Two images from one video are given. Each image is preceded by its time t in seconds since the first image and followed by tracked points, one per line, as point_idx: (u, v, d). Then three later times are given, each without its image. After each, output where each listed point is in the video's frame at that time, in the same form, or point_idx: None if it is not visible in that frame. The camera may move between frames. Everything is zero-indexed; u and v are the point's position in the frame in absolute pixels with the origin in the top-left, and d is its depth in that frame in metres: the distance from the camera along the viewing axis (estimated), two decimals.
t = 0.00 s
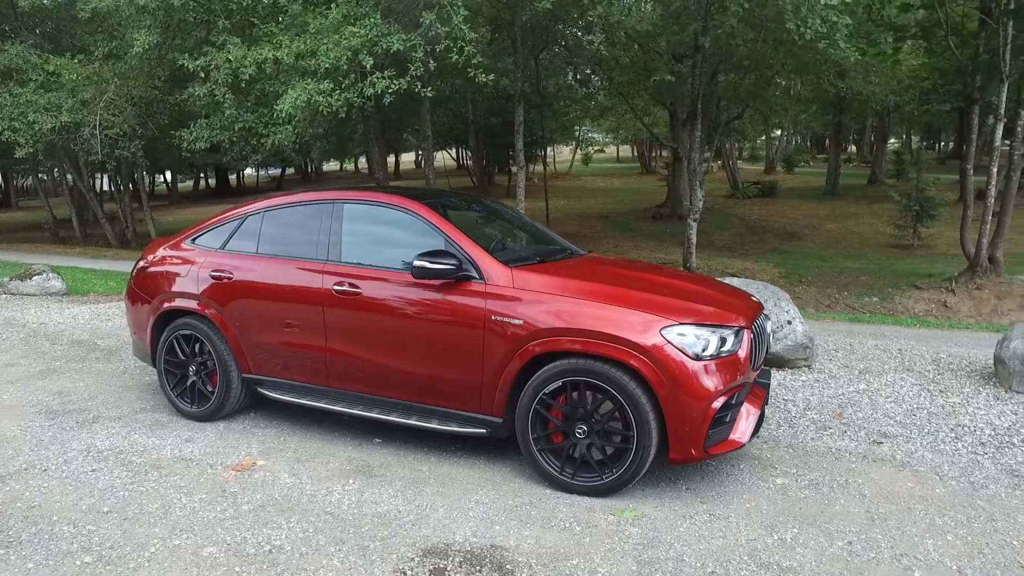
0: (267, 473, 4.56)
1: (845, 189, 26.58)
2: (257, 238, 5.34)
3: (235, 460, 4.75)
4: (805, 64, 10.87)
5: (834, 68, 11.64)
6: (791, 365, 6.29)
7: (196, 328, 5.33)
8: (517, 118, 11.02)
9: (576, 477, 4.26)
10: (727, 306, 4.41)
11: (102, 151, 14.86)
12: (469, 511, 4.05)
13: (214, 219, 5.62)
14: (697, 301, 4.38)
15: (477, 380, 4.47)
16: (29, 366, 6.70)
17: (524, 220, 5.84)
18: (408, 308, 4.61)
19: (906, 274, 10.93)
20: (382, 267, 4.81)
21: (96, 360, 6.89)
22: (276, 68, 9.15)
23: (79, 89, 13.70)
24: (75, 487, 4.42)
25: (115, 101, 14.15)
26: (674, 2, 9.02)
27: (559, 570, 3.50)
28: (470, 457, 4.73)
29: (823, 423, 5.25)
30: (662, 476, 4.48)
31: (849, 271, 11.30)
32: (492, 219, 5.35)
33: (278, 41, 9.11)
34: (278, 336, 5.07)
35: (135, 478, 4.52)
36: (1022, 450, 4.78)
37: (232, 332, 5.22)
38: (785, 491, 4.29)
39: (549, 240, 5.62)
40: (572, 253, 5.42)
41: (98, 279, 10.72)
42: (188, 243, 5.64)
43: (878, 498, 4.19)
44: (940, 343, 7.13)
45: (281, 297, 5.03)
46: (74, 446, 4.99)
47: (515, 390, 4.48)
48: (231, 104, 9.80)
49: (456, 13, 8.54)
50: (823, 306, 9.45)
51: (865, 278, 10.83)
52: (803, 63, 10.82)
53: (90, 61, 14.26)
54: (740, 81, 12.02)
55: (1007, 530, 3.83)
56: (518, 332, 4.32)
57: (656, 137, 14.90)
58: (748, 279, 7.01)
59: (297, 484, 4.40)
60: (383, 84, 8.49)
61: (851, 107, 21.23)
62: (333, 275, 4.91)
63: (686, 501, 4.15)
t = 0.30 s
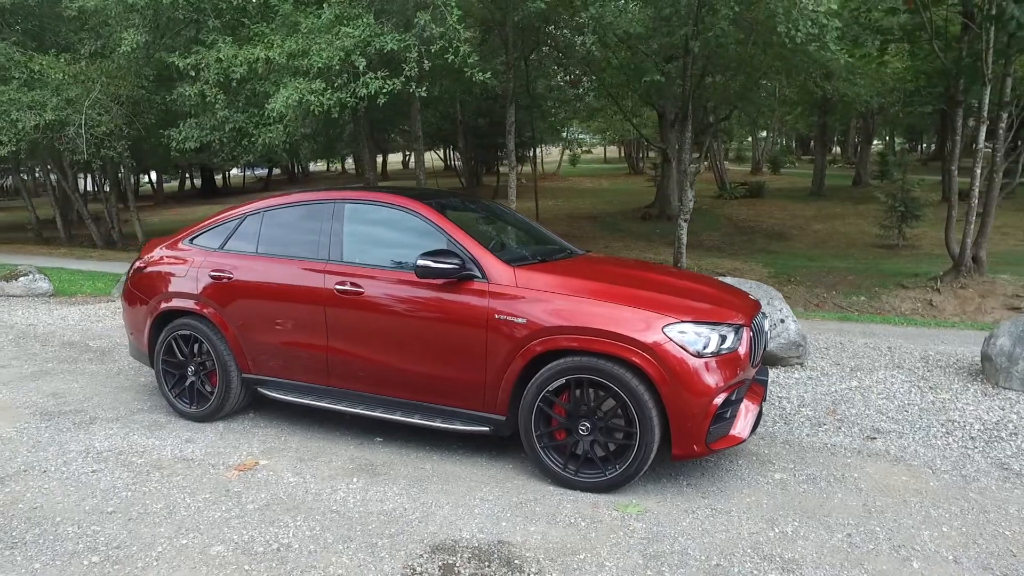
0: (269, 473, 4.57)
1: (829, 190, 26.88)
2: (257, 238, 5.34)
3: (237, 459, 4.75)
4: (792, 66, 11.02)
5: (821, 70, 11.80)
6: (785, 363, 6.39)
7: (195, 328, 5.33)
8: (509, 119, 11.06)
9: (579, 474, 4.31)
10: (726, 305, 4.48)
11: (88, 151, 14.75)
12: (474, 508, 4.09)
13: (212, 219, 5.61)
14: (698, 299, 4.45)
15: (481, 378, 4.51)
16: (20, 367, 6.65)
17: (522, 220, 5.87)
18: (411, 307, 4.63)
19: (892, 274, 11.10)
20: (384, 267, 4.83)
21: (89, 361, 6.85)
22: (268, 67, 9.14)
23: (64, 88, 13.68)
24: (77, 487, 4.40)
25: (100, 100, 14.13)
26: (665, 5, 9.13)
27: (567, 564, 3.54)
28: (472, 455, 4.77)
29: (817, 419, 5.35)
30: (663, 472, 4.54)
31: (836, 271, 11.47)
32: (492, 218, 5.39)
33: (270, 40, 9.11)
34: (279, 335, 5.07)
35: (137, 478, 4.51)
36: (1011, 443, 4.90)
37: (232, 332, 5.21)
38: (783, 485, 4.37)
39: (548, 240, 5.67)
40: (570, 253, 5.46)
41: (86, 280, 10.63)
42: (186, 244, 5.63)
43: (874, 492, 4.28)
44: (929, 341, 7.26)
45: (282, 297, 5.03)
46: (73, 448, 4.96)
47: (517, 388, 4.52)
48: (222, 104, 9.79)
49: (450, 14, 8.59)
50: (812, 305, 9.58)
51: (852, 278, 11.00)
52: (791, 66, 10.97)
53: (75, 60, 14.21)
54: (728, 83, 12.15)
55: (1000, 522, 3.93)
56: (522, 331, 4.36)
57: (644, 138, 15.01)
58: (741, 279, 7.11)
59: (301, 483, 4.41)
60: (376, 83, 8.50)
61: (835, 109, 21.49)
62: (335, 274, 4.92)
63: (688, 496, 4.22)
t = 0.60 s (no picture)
0: (274, 472, 4.59)
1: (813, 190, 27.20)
2: (259, 238, 5.36)
3: (241, 459, 4.77)
4: (779, 68, 11.18)
5: (807, 72, 12.00)
6: (778, 361, 6.51)
7: (196, 328, 5.33)
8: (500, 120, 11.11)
9: (583, 470, 4.38)
10: (726, 303, 4.57)
11: (74, 151, 14.66)
12: (481, 505, 4.14)
13: (211, 220, 5.61)
14: (698, 298, 4.53)
15: (485, 377, 4.56)
16: (14, 369, 6.61)
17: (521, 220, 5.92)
18: (415, 307, 4.67)
19: (879, 274, 11.26)
20: (377, 266, 4.89)
21: (84, 362, 6.82)
22: (261, 66, 9.14)
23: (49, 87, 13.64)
24: (82, 488, 4.40)
25: (86, 99, 14.09)
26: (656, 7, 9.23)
27: (575, 558, 3.61)
28: (476, 452, 4.82)
29: (812, 415, 5.46)
30: (665, 468, 4.62)
31: (824, 270, 11.63)
32: (492, 219, 5.44)
33: (262, 40, 9.11)
34: (281, 335, 5.09)
35: (142, 478, 4.51)
36: (1000, 437, 5.04)
37: (234, 332, 5.22)
38: (782, 480, 4.46)
39: (546, 240, 5.73)
40: (570, 253, 5.53)
41: (74, 281, 10.55)
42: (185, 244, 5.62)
43: (871, 485, 4.39)
44: (917, 339, 7.41)
45: (284, 297, 5.05)
46: (74, 449, 4.95)
47: (521, 386, 4.58)
48: (214, 104, 9.78)
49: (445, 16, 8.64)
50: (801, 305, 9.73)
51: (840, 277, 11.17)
52: (778, 68, 11.13)
53: (61, 59, 14.12)
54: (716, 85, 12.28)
55: (993, 512, 4.05)
56: (526, 330, 4.42)
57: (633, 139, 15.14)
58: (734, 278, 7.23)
59: (306, 482, 4.44)
60: (369, 83, 8.52)
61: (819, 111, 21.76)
62: (338, 274, 4.95)
63: (690, 491, 4.30)
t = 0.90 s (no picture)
0: (277, 474, 4.58)
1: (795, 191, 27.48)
2: (258, 238, 5.34)
3: (243, 461, 4.76)
4: (765, 71, 11.32)
5: (791, 74, 12.15)
6: (770, 360, 6.61)
7: (194, 330, 5.30)
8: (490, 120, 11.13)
9: (586, 470, 4.42)
10: (725, 303, 4.64)
11: (57, 151, 14.53)
12: (486, 505, 4.17)
13: (208, 221, 5.58)
14: (699, 299, 4.59)
15: (488, 377, 4.58)
16: (4, 372, 6.52)
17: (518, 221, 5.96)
18: (417, 308, 4.69)
19: (863, 274, 11.43)
20: (368, 267, 4.93)
21: (75, 365, 6.75)
22: (250, 66, 9.09)
23: (30, 86, 13.49)
24: (82, 492, 4.36)
25: (68, 98, 13.93)
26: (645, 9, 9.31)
27: (583, 556, 3.65)
28: (478, 453, 4.85)
29: (806, 413, 5.55)
30: (665, 467, 4.68)
31: (810, 270, 11.79)
32: (491, 220, 5.47)
33: (251, 39, 9.07)
34: (281, 337, 5.08)
35: (143, 482, 4.48)
36: (988, 433, 5.15)
37: (233, 335, 5.20)
38: (781, 477, 4.54)
39: (544, 241, 5.77)
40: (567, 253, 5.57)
41: (58, 283, 10.40)
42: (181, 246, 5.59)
43: (867, 481, 4.48)
44: (904, 337, 7.53)
45: (284, 298, 5.04)
46: (71, 453, 4.90)
47: (523, 387, 4.61)
48: (202, 104, 9.72)
49: (436, 17, 8.65)
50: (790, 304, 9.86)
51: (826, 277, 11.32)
52: (764, 71, 11.28)
53: (42, 58, 13.95)
54: (703, 87, 12.40)
55: (986, 506, 4.14)
56: (530, 330, 4.45)
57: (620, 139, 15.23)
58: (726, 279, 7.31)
59: (310, 484, 4.44)
60: (360, 83, 8.49)
61: (802, 112, 22.01)
62: (339, 275, 4.95)
63: (692, 489, 4.36)
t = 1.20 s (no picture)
0: (283, 477, 4.54)
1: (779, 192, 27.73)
2: (260, 238, 5.30)
3: (247, 464, 4.71)
4: (754, 72, 11.43)
5: (779, 76, 12.26)
6: (767, 359, 6.67)
7: (194, 332, 5.24)
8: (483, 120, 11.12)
9: (594, 469, 4.43)
10: (730, 303, 4.67)
11: (40, 149, 14.52)
12: (497, 506, 4.17)
13: (208, 222, 5.53)
14: (705, 299, 4.61)
15: (495, 378, 4.58)
16: None
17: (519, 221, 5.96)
18: (423, 308, 4.68)
19: (852, 273, 11.57)
20: (373, 267, 4.91)
21: (68, 367, 6.65)
22: (242, 65, 9.02)
23: (12, 83, 13.32)
24: (85, 497, 4.30)
25: (52, 97, 13.91)
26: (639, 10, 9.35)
27: (597, 556, 3.67)
28: (484, 454, 4.84)
29: (805, 412, 5.61)
30: (672, 466, 4.71)
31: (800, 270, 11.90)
32: (494, 220, 5.47)
33: (242, 37, 8.99)
34: (284, 338, 5.04)
35: (147, 486, 4.42)
36: (984, 430, 5.24)
37: (235, 336, 5.15)
38: (786, 475, 4.58)
39: (546, 241, 5.78)
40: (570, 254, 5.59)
41: (44, 283, 10.24)
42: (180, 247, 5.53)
43: (871, 478, 4.53)
44: (895, 336, 7.62)
45: (288, 299, 5.00)
46: (70, 457, 4.82)
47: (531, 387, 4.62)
48: (192, 103, 9.64)
49: (430, 17, 8.63)
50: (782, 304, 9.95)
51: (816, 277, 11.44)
52: (753, 73, 11.39)
53: (26, 56, 13.79)
54: (692, 88, 12.48)
55: (989, 502, 4.21)
56: (538, 331, 4.45)
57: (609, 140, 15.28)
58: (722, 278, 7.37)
59: (317, 487, 4.40)
60: (354, 81, 8.44)
61: (786, 114, 22.23)
62: (343, 276, 4.92)
63: (700, 488, 4.39)
